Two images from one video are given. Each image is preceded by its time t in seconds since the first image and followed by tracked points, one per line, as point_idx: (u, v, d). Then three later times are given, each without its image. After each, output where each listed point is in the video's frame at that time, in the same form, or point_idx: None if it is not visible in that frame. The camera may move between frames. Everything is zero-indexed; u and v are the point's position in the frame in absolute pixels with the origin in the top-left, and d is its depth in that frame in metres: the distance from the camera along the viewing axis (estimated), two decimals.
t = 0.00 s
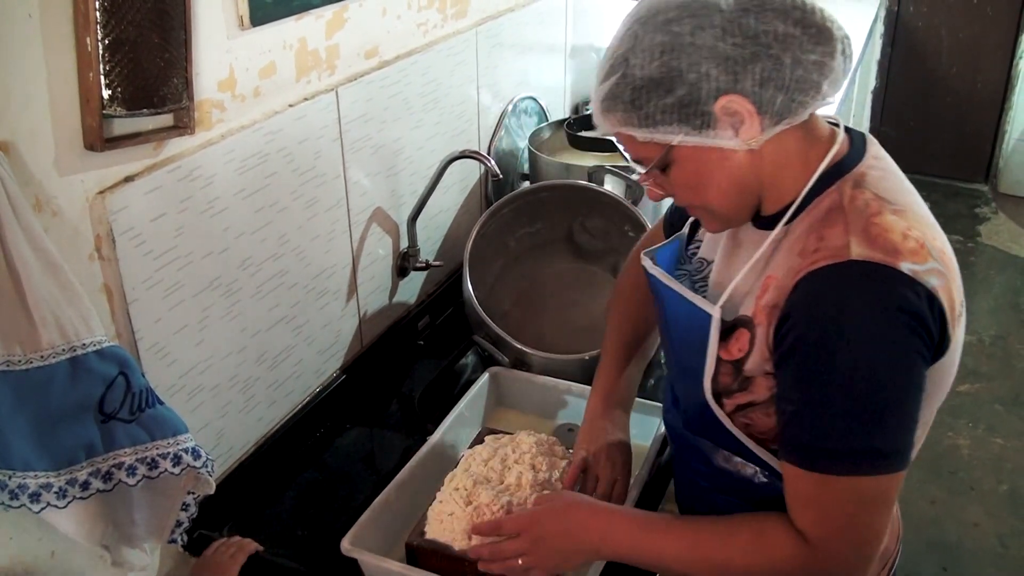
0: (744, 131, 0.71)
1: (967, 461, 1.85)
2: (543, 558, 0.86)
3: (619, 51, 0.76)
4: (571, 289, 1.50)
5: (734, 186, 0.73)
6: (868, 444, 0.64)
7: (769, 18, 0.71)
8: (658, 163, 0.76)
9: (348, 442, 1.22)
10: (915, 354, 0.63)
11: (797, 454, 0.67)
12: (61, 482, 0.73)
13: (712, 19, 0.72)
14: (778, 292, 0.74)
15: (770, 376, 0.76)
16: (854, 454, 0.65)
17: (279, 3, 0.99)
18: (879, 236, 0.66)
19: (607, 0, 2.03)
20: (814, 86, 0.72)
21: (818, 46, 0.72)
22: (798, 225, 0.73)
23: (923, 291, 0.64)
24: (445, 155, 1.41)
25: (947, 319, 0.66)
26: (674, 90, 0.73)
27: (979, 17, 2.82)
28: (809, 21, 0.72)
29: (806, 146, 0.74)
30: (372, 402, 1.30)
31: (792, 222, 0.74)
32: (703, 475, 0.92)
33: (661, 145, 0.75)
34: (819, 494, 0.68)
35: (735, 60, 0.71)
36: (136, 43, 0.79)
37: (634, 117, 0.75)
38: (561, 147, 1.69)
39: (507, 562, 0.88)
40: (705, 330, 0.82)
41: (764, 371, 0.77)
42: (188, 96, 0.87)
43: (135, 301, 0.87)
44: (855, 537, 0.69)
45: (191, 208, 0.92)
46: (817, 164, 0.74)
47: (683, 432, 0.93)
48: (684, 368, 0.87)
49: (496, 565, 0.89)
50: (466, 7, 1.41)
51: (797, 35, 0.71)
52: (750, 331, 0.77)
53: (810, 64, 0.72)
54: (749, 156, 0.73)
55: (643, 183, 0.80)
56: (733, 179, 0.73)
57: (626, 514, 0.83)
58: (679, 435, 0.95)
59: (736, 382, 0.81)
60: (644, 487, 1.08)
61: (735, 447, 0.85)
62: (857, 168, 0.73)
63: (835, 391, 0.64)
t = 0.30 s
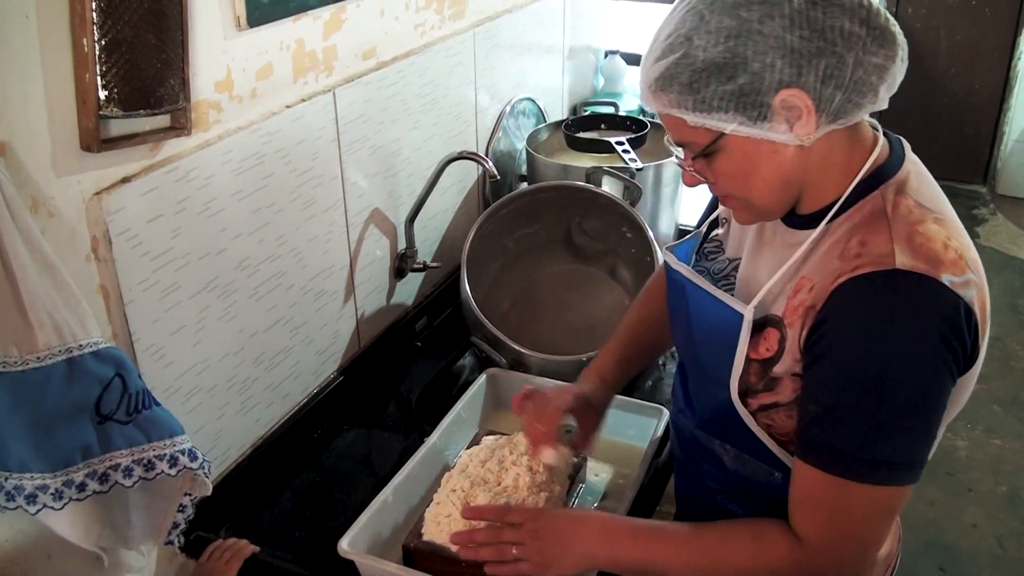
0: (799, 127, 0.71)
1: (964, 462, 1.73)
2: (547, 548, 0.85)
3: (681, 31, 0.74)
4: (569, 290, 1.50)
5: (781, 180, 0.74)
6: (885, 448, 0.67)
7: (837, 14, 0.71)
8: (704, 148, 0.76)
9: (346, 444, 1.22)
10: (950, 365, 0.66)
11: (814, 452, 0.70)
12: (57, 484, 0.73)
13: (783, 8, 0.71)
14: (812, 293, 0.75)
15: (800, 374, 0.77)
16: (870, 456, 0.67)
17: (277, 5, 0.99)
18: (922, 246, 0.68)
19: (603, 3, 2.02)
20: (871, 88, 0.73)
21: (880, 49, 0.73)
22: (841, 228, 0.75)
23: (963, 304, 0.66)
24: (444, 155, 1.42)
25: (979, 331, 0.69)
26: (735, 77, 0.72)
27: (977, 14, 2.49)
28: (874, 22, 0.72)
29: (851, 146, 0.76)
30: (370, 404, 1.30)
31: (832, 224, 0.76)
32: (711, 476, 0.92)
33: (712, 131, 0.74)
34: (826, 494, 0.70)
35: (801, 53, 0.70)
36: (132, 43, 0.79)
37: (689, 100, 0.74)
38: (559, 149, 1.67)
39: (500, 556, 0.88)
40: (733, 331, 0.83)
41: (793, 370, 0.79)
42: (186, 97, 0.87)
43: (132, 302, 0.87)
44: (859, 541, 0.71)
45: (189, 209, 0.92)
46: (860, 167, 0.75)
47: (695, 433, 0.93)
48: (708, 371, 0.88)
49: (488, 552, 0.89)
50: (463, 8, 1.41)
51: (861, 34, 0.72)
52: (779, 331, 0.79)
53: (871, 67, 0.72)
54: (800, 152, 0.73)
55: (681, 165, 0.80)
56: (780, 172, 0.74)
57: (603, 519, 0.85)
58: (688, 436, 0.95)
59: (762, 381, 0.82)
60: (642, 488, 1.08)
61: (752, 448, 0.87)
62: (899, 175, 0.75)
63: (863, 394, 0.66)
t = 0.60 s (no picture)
0: (812, 128, 0.72)
1: (962, 462, 1.72)
2: (528, 559, 0.86)
3: (699, 25, 0.74)
4: (567, 291, 1.50)
5: (788, 179, 0.74)
6: (874, 446, 0.67)
7: (854, 16, 0.72)
8: (714, 146, 0.76)
9: (344, 445, 1.22)
10: (943, 366, 0.66)
11: (802, 447, 0.69)
12: (55, 484, 0.73)
13: (804, 6, 0.71)
14: (808, 291, 0.76)
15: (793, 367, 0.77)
16: (858, 454, 0.67)
17: (275, 6, 1.00)
18: (920, 245, 0.69)
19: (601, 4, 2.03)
20: (882, 91, 0.73)
21: (893, 53, 0.73)
22: (838, 227, 0.76)
23: (959, 307, 0.67)
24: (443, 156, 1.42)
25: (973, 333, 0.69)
26: (754, 75, 0.72)
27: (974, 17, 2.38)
28: (888, 25, 0.73)
29: (854, 147, 0.76)
30: (367, 404, 1.30)
31: (827, 225, 0.77)
32: (706, 474, 0.93)
33: (724, 129, 0.74)
34: (812, 491, 0.70)
35: (819, 53, 0.71)
36: (130, 44, 0.79)
37: (704, 96, 0.74)
38: (556, 150, 1.68)
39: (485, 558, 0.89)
40: (726, 326, 0.84)
41: (787, 367, 0.78)
42: (183, 98, 0.87)
43: (130, 302, 0.87)
44: (840, 540, 0.71)
45: (186, 209, 0.92)
46: (862, 165, 0.76)
47: (689, 429, 0.94)
48: (701, 365, 0.89)
49: (474, 551, 0.89)
50: (461, 9, 1.41)
51: (876, 37, 0.72)
52: (773, 326, 0.79)
53: (883, 70, 0.73)
54: (808, 153, 0.74)
55: (686, 163, 0.80)
56: (787, 172, 0.74)
57: (589, 527, 0.84)
58: (683, 434, 0.96)
59: (755, 377, 0.82)
60: (640, 487, 1.08)
61: (746, 445, 0.87)
62: (898, 175, 0.75)
63: (854, 390, 0.66)
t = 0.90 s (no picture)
0: (821, 142, 0.73)
1: (960, 462, 1.72)
2: (529, 557, 0.86)
3: (709, 40, 0.73)
4: (566, 291, 1.50)
5: (794, 191, 0.75)
6: (890, 453, 0.67)
7: (864, 28, 0.72)
8: (721, 161, 0.75)
9: (344, 445, 1.22)
10: (957, 371, 0.67)
11: (813, 454, 0.70)
12: (54, 483, 0.73)
13: (816, 20, 0.71)
14: (819, 301, 0.76)
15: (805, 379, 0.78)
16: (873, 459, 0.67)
17: (274, 6, 1.00)
18: (932, 252, 0.69)
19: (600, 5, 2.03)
20: (888, 101, 0.74)
21: (899, 63, 0.74)
22: (845, 235, 0.76)
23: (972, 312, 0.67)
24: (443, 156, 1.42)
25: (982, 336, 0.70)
26: (767, 92, 0.72)
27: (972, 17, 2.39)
28: (894, 35, 0.73)
29: (856, 153, 0.77)
30: (367, 404, 1.30)
31: (829, 231, 0.77)
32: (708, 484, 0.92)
33: (733, 145, 0.74)
34: (822, 495, 0.70)
35: (831, 68, 0.71)
36: (129, 43, 0.79)
37: (715, 113, 0.73)
38: (555, 150, 1.68)
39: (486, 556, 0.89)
40: (727, 336, 0.84)
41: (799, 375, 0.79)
42: (183, 97, 0.87)
43: (129, 302, 0.87)
44: (843, 540, 0.72)
45: (185, 209, 0.92)
46: (864, 170, 0.76)
47: (688, 438, 0.93)
48: (701, 374, 0.88)
49: (476, 550, 0.89)
50: (460, 9, 1.41)
51: (884, 48, 0.72)
52: (781, 334, 0.79)
53: (891, 81, 0.73)
54: (814, 165, 0.74)
55: (688, 174, 0.79)
56: (794, 185, 0.75)
57: (590, 523, 0.84)
58: (679, 442, 0.95)
59: (765, 389, 0.82)
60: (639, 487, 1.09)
61: (750, 455, 0.87)
62: (900, 179, 0.76)
63: (867, 396, 0.67)
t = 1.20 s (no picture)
0: (809, 155, 0.73)
1: (958, 464, 1.72)
2: (536, 558, 0.86)
3: (698, 57, 0.73)
4: (565, 291, 1.51)
5: (781, 201, 0.76)
6: (880, 455, 0.67)
7: (852, 40, 0.71)
8: (710, 174, 0.76)
9: (342, 445, 1.22)
10: (945, 374, 0.67)
11: (804, 456, 0.70)
12: (54, 481, 0.73)
13: (805, 35, 0.70)
14: (806, 305, 0.76)
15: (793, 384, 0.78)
16: (865, 463, 0.67)
17: (274, 6, 1.00)
18: (919, 256, 0.70)
19: (599, 7, 2.04)
20: (877, 111, 0.74)
21: (887, 73, 0.74)
22: (833, 239, 0.76)
23: (960, 315, 0.68)
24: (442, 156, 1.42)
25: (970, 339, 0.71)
26: (755, 108, 0.72)
27: (971, 20, 2.52)
28: (882, 46, 0.73)
29: (842, 159, 0.77)
30: (365, 404, 1.30)
31: (816, 236, 0.78)
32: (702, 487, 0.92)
33: (721, 159, 0.74)
34: (814, 498, 0.70)
35: (819, 83, 0.71)
36: (130, 43, 0.79)
37: (703, 129, 0.74)
38: (555, 150, 1.69)
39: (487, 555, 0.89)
40: (713, 340, 0.84)
41: (787, 381, 0.80)
42: (183, 97, 0.87)
43: (129, 301, 0.87)
44: (840, 542, 0.72)
45: (185, 209, 0.92)
46: (850, 175, 0.77)
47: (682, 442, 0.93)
48: (688, 376, 0.88)
49: (477, 549, 0.89)
50: (460, 10, 1.41)
51: (872, 60, 0.72)
52: (769, 339, 0.80)
53: (879, 92, 0.74)
54: (802, 175, 0.75)
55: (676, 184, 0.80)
56: (781, 197, 0.75)
57: (590, 520, 0.85)
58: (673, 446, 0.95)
59: (754, 393, 0.82)
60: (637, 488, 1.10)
61: (743, 460, 0.87)
62: (885, 182, 0.77)
63: (860, 399, 0.67)
